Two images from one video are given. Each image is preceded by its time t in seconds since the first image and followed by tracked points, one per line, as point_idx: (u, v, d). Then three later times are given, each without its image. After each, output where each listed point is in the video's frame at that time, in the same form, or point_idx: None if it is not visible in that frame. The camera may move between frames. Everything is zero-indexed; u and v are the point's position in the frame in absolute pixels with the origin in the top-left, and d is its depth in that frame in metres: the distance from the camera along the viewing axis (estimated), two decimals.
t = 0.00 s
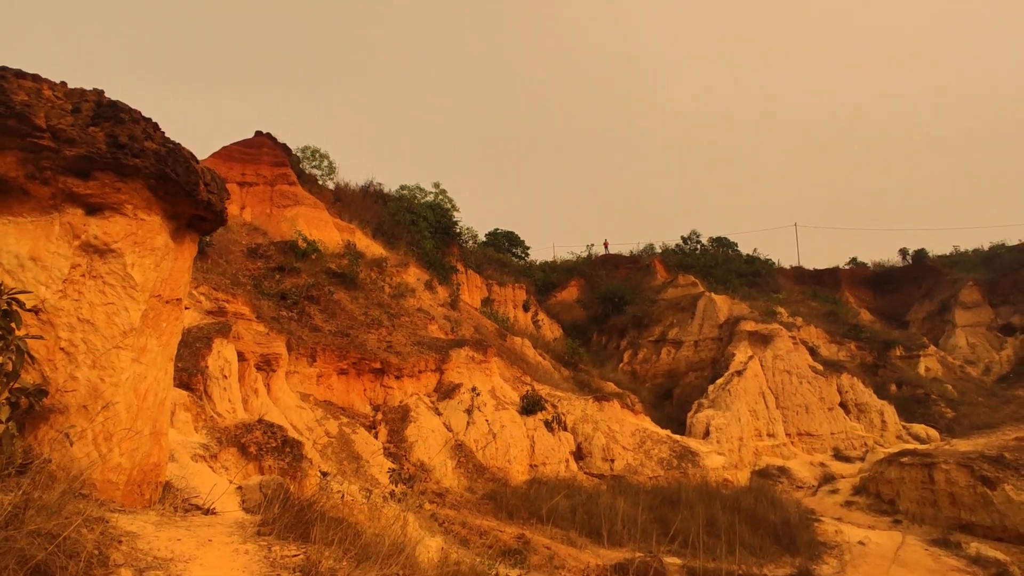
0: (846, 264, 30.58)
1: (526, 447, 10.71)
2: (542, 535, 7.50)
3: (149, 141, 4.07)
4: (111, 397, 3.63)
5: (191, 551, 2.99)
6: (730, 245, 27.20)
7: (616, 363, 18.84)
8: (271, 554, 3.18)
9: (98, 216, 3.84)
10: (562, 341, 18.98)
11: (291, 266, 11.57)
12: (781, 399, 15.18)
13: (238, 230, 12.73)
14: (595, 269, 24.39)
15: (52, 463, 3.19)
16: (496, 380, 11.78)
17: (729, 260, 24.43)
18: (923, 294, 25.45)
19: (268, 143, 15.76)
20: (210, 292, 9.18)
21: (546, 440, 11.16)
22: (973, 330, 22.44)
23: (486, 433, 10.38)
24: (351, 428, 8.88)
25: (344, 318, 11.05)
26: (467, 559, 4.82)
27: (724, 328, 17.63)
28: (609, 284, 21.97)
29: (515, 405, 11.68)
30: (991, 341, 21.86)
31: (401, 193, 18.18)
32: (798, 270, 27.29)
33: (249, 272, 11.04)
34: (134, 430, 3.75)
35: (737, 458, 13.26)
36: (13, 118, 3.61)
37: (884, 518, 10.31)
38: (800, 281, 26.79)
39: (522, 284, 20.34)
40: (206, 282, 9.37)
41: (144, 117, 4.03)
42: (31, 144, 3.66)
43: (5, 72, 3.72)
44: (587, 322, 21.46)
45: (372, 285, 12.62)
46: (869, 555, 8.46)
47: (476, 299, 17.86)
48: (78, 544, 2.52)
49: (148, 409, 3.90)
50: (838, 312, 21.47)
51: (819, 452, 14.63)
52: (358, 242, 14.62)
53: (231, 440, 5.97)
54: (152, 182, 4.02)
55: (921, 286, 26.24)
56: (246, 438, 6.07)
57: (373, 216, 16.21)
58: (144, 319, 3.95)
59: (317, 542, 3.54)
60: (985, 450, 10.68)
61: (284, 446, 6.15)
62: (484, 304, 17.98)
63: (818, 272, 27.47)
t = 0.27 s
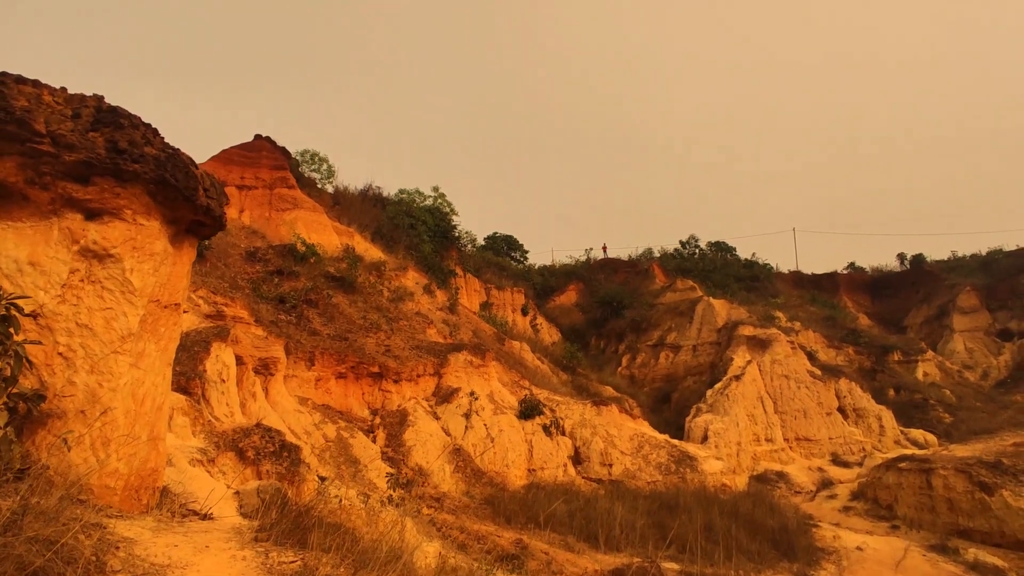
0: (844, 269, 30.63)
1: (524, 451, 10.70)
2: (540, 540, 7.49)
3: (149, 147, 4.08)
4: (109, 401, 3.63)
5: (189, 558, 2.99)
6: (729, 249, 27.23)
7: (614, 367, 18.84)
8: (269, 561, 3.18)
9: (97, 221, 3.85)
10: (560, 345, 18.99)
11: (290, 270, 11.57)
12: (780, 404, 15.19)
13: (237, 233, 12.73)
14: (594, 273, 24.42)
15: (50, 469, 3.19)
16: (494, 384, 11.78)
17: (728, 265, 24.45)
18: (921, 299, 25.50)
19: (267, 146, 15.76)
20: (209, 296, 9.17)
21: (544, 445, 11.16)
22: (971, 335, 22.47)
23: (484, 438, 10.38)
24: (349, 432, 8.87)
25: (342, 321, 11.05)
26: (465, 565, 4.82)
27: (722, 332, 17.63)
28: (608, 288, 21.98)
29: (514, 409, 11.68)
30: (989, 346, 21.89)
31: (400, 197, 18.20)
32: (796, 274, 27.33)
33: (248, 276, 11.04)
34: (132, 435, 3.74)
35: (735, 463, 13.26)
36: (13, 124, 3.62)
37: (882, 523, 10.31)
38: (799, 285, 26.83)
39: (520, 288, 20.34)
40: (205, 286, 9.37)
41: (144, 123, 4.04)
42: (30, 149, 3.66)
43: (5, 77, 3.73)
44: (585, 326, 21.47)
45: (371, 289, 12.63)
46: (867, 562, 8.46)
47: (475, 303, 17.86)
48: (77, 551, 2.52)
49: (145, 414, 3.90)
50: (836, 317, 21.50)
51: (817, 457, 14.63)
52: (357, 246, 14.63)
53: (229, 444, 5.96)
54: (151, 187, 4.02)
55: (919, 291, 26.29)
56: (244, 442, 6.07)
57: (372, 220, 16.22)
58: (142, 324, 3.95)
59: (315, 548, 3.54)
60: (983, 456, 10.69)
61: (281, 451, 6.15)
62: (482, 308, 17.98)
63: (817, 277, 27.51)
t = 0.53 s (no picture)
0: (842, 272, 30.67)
1: (522, 454, 10.70)
2: (538, 544, 7.49)
3: (147, 151, 4.08)
4: (106, 405, 3.63)
5: (186, 562, 2.99)
6: (727, 252, 27.26)
7: (612, 369, 18.83)
8: (266, 565, 3.17)
9: (96, 225, 3.85)
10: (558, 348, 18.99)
11: (288, 271, 11.57)
12: (778, 407, 15.19)
13: (235, 235, 12.73)
14: (593, 276, 24.43)
15: (48, 472, 3.18)
16: (493, 386, 11.77)
17: (726, 267, 24.48)
18: (919, 302, 25.53)
19: (266, 148, 15.75)
20: (207, 298, 9.16)
21: (542, 448, 11.16)
22: (969, 338, 22.50)
23: (482, 440, 10.37)
24: (346, 434, 8.87)
25: (341, 323, 11.05)
26: (463, 569, 4.82)
27: (720, 335, 17.65)
28: (607, 291, 21.99)
29: (512, 411, 11.67)
30: (987, 349, 21.93)
31: (399, 199, 18.19)
32: (795, 277, 27.35)
33: (246, 278, 11.05)
34: (128, 438, 3.74)
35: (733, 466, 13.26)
36: (11, 127, 3.63)
37: (880, 526, 10.31)
38: (797, 288, 26.86)
39: (519, 290, 20.34)
40: (204, 288, 9.36)
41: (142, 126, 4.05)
42: (29, 153, 3.67)
43: (4, 81, 3.74)
44: (584, 328, 21.47)
45: (369, 291, 12.63)
46: (864, 565, 8.47)
47: (473, 305, 17.86)
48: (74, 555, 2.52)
49: (143, 417, 3.89)
50: (834, 320, 21.52)
51: (816, 460, 14.64)
52: (355, 247, 14.62)
53: (227, 447, 5.95)
54: (149, 191, 4.03)
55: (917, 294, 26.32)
56: (242, 445, 6.06)
57: (371, 222, 16.21)
58: (141, 327, 3.95)
59: (311, 553, 3.53)
60: (981, 460, 10.69)
61: (279, 453, 6.14)
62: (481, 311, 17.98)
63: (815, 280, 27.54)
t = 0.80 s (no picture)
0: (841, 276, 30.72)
1: (520, 458, 10.70)
2: (535, 548, 7.49)
3: (146, 155, 4.09)
4: (104, 408, 3.62)
5: (183, 568, 2.99)
6: (726, 256, 27.29)
7: (610, 373, 18.83)
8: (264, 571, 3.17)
9: (94, 228, 3.85)
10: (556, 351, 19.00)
11: (287, 274, 11.58)
12: (776, 410, 15.20)
13: (234, 238, 12.73)
14: (591, 279, 24.45)
15: (45, 477, 3.18)
16: (491, 390, 11.77)
17: (724, 271, 24.51)
18: (917, 306, 25.57)
19: (265, 150, 15.74)
20: (205, 301, 9.15)
21: (540, 451, 11.16)
22: (967, 342, 22.54)
23: (480, 444, 10.37)
24: (344, 438, 8.86)
25: (339, 326, 11.04)
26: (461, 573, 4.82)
27: (718, 339, 17.66)
28: (605, 294, 22.01)
29: (510, 415, 11.68)
30: (984, 353, 21.97)
31: (398, 202, 18.20)
32: (793, 281, 27.39)
33: (245, 281, 11.05)
34: (125, 442, 3.73)
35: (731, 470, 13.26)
36: (10, 131, 3.64)
37: (878, 531, 10.32)
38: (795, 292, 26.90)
39: (518, 293, 20.35)
40: (202, 290, 9.35)
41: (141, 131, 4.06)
42: (28, 157, 3.68)
43: (4, 85, 3.75)
44: (582, 331, 21.48)
45: (368, 294, 12.64)
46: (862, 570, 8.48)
47: (472, 308, 17.86)
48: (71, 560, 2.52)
49: (140, 421, 3.89)
50: (832, 324, 21.54)
51: (814, 464, 14.65)
52: (354, 250, 14.62)
53: (224, 450, 5.95)
54: (148, 195, 4.04)
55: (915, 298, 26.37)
56: (239, 449, 6.05)
57: (369, 225, 16.21)
58: (138, 331, 3.95)
59: (309, 558, 3.53)
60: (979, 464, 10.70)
61: (277, 457, 6.14)
62: (479, 314, 17.99)
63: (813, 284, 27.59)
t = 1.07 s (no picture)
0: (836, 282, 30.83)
1: (516, 465, 10.68)
2: (531, 555, 7.46)
3: (143, 162, 4.10)
4: (98, 416, 3.61)
5: None
6: (722, 263, 27.36)
7: (607, 379, 18.82)
8: None
9: (90, 235, 3.84)
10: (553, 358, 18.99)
11: (283, 280, 11.56)
12: (772, 417, 15.21)
13: (230, 243, 12.71)
14: (588, 286, 24.48)
15: (38, 485, 3.16)
16: (487, 396, 11.75)
17: (720, 278, 24.56)
18: (912, 313, 25.65)
19: (262, 156, 15.74)
20: (201, 307, 9.12)
21: (536, 458, 11.13)
22: (961, 349, 22.62)
23: (476, 451, 10.35)
24: (340, 444, 8.83)
25: (336, 332, 11.02)
26: None
27: (715, 345, 17.68)
28: (602, 301, 22.03)
29: (506, 421, 11.67)
30: (979, 360, 22.04)
31: (395, 208, 18.21)
32: (789, 288, 27.46)
33: (241, 286, 11.04)
34: (120, 449, 3.72)
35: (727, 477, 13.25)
36: (7, 138, 3.65)
37: (874, 538, 10.32)
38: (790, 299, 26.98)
39: (514, 300, 20.35)
40: (198, 297, 9.32)
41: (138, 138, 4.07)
42: (24, 163, 3.67)
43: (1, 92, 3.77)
44: (579, 338, 21.48)
45: (364, 300, 12.63)
46: None
47: (468, 315, 17.85)
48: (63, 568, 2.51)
49: (135, 428, 3.88)
50: (828, 330, 21.60)
51: (810, 470, 14.65)
52: (351, 256, 14.62)
53: (219, 457, 5.92)
54: (145, 202, 4.04)
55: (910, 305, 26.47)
56: (234, 456, 6.02)
57: (366, 231, 16.20)
58: (134, 338, 3.94)
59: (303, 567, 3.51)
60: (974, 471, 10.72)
61: (272, 464, 6.12)
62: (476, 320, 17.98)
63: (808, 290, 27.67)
